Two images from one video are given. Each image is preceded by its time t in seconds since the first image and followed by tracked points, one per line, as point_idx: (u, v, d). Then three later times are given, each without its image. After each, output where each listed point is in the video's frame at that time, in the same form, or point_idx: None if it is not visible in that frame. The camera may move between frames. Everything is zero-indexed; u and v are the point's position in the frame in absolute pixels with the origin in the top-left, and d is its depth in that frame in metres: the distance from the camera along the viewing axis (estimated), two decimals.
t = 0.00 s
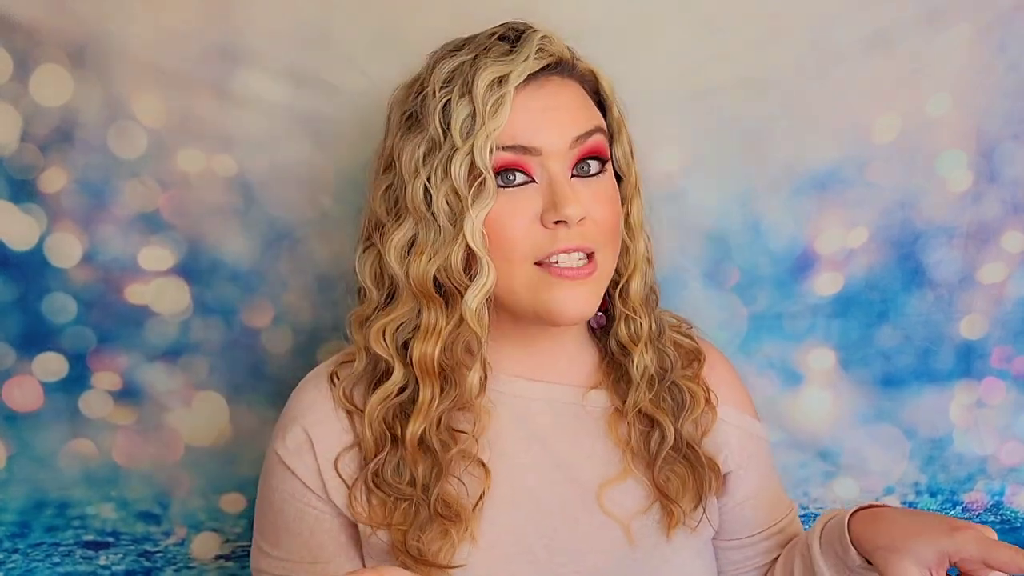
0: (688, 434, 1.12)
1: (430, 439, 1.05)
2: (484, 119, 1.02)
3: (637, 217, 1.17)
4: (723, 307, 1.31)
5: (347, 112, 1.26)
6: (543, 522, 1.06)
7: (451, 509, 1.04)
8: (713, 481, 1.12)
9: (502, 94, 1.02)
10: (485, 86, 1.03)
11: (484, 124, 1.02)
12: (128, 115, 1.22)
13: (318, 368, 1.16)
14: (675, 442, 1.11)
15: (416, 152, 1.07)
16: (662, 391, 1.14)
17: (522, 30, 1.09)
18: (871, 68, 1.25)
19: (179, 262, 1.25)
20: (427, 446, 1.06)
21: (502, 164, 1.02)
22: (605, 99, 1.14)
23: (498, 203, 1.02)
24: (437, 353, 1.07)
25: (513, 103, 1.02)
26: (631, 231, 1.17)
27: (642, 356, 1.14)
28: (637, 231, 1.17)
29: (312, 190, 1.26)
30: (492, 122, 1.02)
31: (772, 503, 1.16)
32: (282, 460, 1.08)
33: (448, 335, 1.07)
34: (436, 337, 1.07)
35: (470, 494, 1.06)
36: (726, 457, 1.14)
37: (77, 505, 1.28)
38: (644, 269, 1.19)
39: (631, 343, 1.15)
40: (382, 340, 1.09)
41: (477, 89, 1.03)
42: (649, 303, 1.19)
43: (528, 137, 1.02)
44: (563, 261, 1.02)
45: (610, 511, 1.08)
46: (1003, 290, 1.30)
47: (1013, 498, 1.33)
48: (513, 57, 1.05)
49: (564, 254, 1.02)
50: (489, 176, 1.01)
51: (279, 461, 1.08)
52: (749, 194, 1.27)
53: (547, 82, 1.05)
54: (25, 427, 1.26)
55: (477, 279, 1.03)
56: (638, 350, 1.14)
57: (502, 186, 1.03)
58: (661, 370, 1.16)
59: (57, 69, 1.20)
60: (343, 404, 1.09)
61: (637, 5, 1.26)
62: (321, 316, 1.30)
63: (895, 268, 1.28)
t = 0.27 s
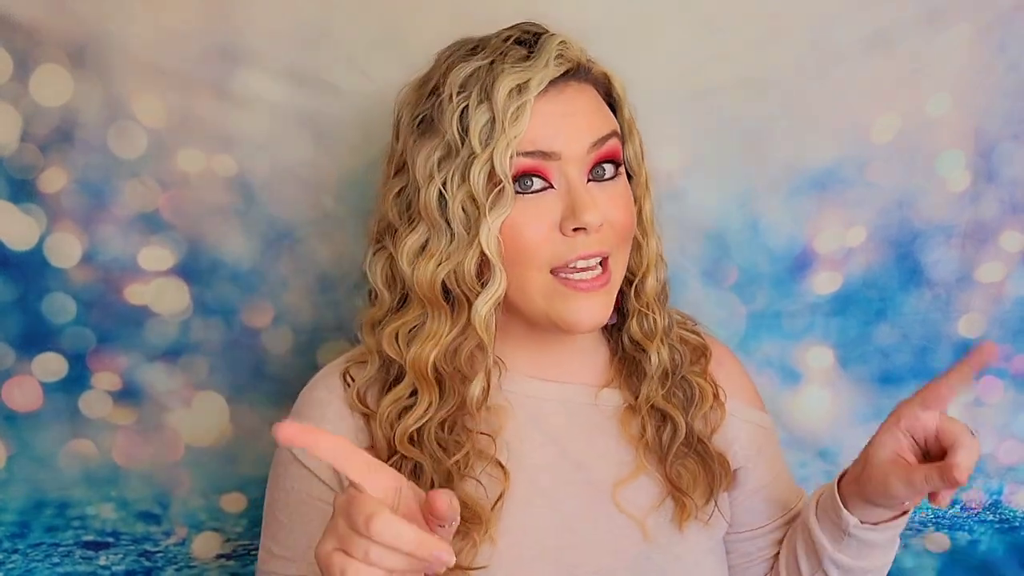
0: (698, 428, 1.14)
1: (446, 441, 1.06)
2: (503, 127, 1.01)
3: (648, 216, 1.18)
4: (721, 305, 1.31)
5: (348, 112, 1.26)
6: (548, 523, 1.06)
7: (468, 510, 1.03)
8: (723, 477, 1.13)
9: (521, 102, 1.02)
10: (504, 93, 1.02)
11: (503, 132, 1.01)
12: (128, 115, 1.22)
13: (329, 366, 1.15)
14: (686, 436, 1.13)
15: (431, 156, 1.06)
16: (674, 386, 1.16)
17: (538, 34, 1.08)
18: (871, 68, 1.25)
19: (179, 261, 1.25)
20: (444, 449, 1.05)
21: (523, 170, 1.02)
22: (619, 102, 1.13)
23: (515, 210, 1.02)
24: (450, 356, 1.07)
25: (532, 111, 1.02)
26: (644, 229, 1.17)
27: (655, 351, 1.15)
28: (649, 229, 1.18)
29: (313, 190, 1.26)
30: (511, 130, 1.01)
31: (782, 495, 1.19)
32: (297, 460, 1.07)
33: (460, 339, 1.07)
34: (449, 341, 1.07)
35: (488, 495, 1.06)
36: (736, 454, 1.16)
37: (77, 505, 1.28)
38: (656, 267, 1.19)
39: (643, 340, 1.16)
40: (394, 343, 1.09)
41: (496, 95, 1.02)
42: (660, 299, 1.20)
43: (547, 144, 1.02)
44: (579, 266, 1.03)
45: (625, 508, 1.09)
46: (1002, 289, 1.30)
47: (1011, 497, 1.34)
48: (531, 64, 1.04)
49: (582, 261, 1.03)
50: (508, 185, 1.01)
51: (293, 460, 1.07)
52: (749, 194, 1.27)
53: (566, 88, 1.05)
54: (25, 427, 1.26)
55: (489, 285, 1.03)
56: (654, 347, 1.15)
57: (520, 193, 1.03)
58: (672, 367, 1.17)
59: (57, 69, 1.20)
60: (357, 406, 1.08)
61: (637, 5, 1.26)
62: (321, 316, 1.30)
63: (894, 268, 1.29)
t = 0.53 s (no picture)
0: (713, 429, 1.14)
1: (465, 444, 1.05)
2: (522, 135, 1.01)
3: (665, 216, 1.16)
4: (723, 307, 1.30)
5: (348, 112, 1.26)
6: (550, 522, 1.06)
7: (486, 514, 1.04)
8: (737, 477, 1.13)
9: (539, 110, 1.01)
10: (522, 102, 1.01)
11: (520, 141, 1.01)
12: (128, 115, 1.22)
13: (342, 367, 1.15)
14: (702, 437, 1.13)
15: (449, 162, 1.05)
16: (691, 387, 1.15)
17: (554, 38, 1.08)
18: (871, 68, 1.25)
19: (179, 261, 1.25)
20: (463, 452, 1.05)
21: (542, 177, 1.01)
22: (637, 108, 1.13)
23: (534, 218, 1.01)
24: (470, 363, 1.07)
25: (549, 120, 1.01)
26: (660, 229, 1.16)
27: (670, 352, 1.14)
28: (665, 231, 1.17)
29: (313, 190, 1.26)
30: (528, 139, 1.01)
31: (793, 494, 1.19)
32: (311, 463, 1.06)
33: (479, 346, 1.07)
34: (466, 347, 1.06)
35: (504, 498, 1.06)
36: (750, 457, 1.16)
37: (77, 505, 1.28)
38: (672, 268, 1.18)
39: (660, 340, 1.15)
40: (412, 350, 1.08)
41: (513, 104, 1.01)
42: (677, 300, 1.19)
43: (564, 151, 1.01)
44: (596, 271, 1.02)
45: (641, 506, 1.09)
46: (1004, 290, 1.30)
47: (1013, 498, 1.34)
48: (547, 70, 1.03)
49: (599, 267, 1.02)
50: (528, 194, 1.00)
51: (307, 462, 1.06)
52: (750, 194, 1.27)
53: (585, 92, 1.04)
54: (25, 427, 1.26)
55: (513, 295, 1.03)
56: (671, 348, 1.14)
57: (540, 200, 1.02)
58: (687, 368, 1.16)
59: (57, 69, 1.20)
60: (374, 411, 1.07)
61: (637, 5, 1.26)
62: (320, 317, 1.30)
63: (896, 269, 1.28)
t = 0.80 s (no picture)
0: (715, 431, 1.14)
1: (469, 447, 1.05)
2: (533, 142, 1.00)
3: (668, 218, 1.16)
4: (722, 308, 1.31)
5: (348, 112, 1.25)
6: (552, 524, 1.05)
7: (488, 519, 1.03)
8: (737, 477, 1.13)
9: (551, 117, 1.00)
10: (533, 108, 1.01)
11: (531, 148, 1.00)
12: (128, 115, 1.22)
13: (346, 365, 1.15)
14: (704, 439, 1.13)
15: (457, 165, 1.05)
16: (693, 390, 1.15)
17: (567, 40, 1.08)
18: (871, 68, 1.25)
19: (179, 262, 1.25)
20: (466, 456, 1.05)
21: (550, 184, 1.01)
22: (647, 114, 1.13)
23: (542, 224, 1.01)
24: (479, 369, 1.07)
25: (560, 127, 1.01)
26: (663, 232, 1.16)
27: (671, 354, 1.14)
28: (667, 234, 1.16)
29: (313, 190, 1.26)
30: (539, 147, 1.00)
31: (794, 493, 1.19)
32: (315, 465, 1.06)
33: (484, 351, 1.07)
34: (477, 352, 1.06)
35: (507, 501, 1.05)
36: (752, 457, 1.15)
37: (77, 506, 1.28)
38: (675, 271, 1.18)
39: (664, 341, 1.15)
40: (417, 352, 1.08)
41: (525, 110, 1.01)
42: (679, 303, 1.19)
43: (573, 157, 1.01)
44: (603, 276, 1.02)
45: (645, 508, 1.08)
46: (1004, 290, 1.30)
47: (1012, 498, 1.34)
48: (559, 75, 1.03)
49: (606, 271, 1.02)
50: (537, 200, 1.00)
51: (309, 463, 1.07)
52: (749, 194, 1.27)
53: (593, 95, 1.04)
54: (24, 428, 1.26)
55: (519, 299, 1.03)
56: (670, 349, 1.15)
57: (550, 208, 1.01)
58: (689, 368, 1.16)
59: (57, 69, 1.20)
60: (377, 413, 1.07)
61: (637, 5, 1.26)
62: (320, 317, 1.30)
63: (896, 269, 1.28)
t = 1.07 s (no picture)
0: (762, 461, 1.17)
1: (525, 400, 1.06)
2: (534, 122, 1.01)
3: (743, 239, 1.13)
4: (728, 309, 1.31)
5: (348, 111, 1.25)
6: (555, 524, 1.04)
7: (541, 469, 1.04)
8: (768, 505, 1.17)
9: (554, 104, 1.01)
10: (541, 92, 1.02)
11: (530, 132, 1.01)
12: (128, 115, 1.22)
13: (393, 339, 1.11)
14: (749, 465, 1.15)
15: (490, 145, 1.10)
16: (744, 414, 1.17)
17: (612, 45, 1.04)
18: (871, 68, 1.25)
19: (179, 262, 1.25)
20: (520, 408, 1.05)
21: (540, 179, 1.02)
22: (689, 130, 1.05)
23: (534, 205, 1.02)
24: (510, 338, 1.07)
25: (563, 113, 1.00)
26: (732, 255, 1.14)
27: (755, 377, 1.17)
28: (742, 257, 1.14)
29: (313, 190, 1.26)
30: (537, 132, 1.01)
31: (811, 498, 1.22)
32: (376, 440, 1.01)
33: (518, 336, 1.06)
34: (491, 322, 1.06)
35: (554, 454, 1.05)
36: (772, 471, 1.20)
37: (77, 505, 1.28)
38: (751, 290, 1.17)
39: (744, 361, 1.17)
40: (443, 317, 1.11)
41: (534, 97, 1.02)
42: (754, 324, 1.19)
43: (567, 159, 1.00)
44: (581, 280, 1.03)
45: (683, 513, 1.08)
46: (1003, 290, 1.30)
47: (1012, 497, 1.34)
48: (578, 73, 1.02)
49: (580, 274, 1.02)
50: (526, 175, 1.01)
51: (362, 434, 1.02)
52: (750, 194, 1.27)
53: (611, 104, 1.01)
54: (24, 427, 1.26)
55: (516, 267, 1.03)
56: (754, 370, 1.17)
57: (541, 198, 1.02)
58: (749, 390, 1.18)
59: (56, 69, 1.20)
60: (442, 375, 1.05)
61: (638, 5, 1.26)
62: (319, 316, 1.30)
63: (896, 268, 1.28)
